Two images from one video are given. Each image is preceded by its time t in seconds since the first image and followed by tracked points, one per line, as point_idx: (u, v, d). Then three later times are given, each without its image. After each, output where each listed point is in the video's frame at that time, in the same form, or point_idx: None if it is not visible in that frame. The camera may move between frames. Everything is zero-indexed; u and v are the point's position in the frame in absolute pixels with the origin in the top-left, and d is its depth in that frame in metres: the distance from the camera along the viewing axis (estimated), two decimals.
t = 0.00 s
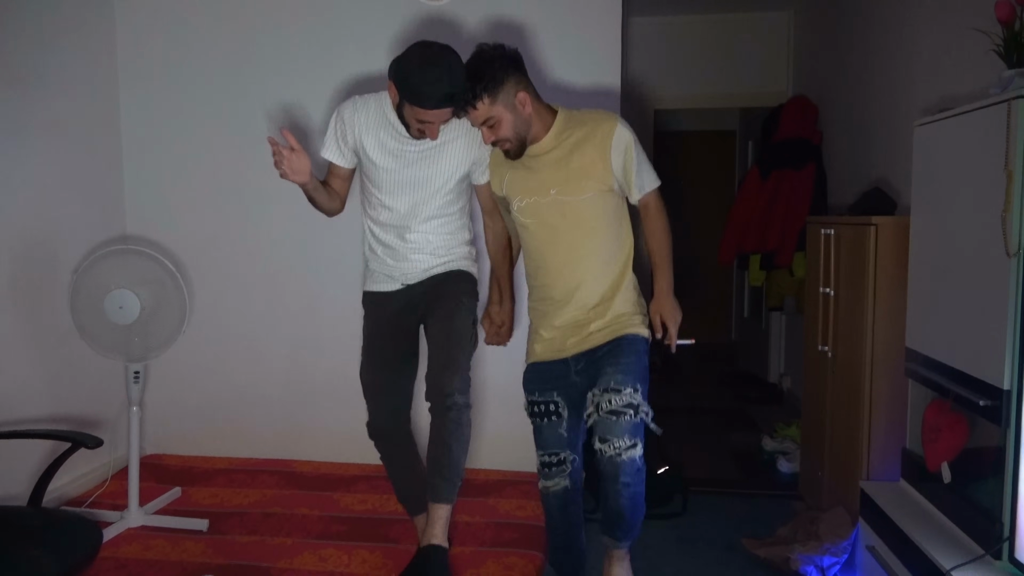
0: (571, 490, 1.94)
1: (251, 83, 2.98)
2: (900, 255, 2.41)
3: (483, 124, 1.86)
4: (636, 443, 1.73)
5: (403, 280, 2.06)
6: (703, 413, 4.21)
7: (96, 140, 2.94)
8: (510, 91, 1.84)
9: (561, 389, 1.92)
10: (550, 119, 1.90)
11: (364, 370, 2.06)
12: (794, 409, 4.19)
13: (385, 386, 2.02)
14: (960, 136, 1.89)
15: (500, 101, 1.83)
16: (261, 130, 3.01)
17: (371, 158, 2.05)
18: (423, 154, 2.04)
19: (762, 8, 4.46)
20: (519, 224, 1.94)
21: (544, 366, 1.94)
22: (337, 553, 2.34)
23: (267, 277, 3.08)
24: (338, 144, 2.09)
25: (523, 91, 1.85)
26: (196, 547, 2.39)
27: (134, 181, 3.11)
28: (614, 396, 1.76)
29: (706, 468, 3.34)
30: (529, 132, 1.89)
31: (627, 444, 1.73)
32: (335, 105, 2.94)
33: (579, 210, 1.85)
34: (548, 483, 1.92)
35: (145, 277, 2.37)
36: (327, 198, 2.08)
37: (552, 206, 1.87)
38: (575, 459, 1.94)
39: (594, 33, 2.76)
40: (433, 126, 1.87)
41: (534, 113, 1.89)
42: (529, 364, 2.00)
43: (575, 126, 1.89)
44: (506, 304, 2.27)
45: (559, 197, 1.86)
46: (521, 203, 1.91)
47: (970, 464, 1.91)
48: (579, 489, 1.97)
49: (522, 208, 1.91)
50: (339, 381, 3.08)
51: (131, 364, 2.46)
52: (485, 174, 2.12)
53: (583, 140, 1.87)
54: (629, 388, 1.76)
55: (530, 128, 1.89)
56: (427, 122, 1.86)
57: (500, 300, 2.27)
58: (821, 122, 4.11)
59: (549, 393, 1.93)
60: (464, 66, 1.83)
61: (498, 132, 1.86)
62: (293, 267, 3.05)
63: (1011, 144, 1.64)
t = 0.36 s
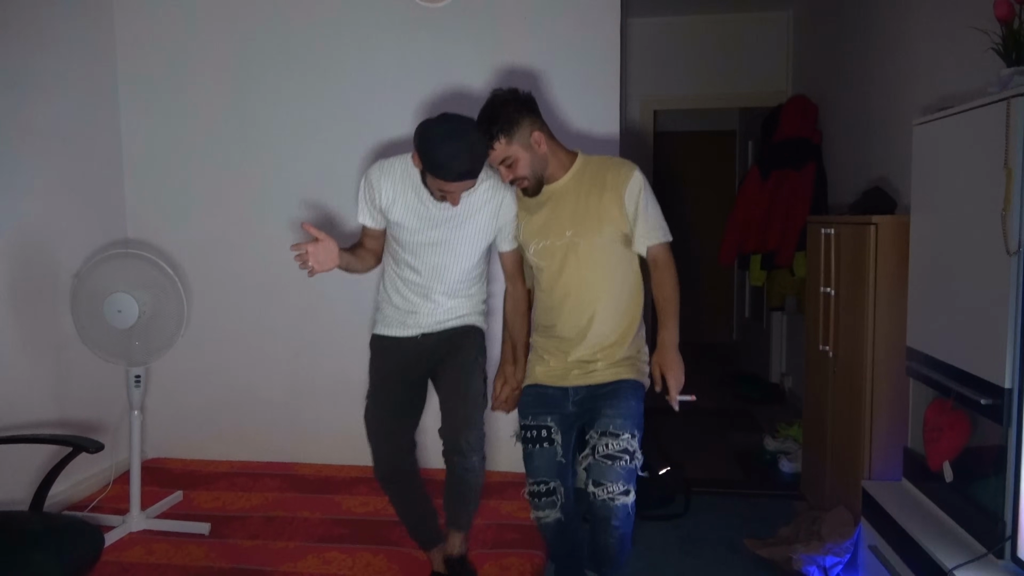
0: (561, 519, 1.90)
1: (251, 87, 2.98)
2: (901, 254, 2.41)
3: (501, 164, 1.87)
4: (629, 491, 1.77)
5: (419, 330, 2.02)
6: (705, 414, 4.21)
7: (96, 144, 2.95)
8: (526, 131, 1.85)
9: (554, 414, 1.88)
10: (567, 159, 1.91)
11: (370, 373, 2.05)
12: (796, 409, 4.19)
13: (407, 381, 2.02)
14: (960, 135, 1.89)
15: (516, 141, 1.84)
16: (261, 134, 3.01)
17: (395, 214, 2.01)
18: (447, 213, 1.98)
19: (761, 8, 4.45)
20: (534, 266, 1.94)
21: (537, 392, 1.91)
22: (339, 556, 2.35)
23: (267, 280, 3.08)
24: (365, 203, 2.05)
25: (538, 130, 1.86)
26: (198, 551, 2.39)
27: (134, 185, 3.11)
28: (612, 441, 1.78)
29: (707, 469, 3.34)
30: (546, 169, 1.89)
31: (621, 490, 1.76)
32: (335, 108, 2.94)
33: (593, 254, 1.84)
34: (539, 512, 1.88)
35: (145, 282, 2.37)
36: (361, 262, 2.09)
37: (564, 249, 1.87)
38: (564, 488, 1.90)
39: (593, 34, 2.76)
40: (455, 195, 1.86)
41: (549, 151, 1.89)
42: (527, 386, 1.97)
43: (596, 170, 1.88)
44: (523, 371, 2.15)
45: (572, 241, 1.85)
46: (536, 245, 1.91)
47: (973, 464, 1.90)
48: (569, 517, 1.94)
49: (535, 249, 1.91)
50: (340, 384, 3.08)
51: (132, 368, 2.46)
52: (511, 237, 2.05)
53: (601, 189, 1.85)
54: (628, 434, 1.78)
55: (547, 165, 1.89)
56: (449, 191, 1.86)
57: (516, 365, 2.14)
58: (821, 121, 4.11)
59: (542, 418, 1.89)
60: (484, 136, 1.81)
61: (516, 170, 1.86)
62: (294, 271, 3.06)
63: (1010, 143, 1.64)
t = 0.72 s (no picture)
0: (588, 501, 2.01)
1: (262, 90, 3.00)
2: (915, 251, 2.39)
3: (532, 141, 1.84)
4: (645, 495, 1.84)
5: (471, 328, 2.01)
6: (719, 414, 4.19)
7: (110, 149, 2.98)
8: (555, 108, 1.83)
9: (576, 406, 1.94)
10: (598, 135, 1.88)
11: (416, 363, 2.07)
12: (812, 409, 4.16)
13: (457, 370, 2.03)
14: (974, 131, 1.87)
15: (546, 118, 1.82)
16: (273, 137, 3.02)
17: (440, 208, 1.98)
18: (494, 204, 1.97)
19: (772, 6, 4.43)
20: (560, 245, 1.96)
21: (556, 384, 1.94)
22: (355, 558, 2.36)
23: (281, 283, 3.09)
24: (406, 194, 2.03)
25: (567, 106, 1.83)
26: (213, 553, 2.40)
27: (148, 190, 3.14)
28: (627, 447, 1.82)
29: (723, 469, 3.32)
30: (578, 146, 1.86)
31: (638, 496, 1.83)
32: (346, 111, 2.95)
33: (615, 234, 1.83)
34: (566, 495, 1.99)
35: (159, 286, 2.39)
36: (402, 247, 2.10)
37: (587, 228, 1.88)
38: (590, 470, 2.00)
39: (604, 34, 2.75)
40: (506, 175, 1.84)
41: (580, 127, 1.86)
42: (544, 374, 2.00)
43: (627, 148, 1.85)
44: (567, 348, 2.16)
45: (596, 220, 1.86)
46: (562, 222, 1.93)
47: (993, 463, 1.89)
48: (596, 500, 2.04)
49: (561, 226, 1.93)
50: (354, 386, 3.09)
51: (147, 371, 2.48)
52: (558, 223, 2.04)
53: (628, 170, 1.83)
54: (642, 441, 1.81)
55: (579, 142, 1.86)
56: (500, 172, 1.83)
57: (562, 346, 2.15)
58: (834, 119, 4.08)
59: (565, 410, 1.94)
60: (536, 116, 1.76)
61: (547, 148, 1.83)
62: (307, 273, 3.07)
63: None
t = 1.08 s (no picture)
0: (607, 508, 1.95)
1: (269, 93, 3.01)
2: (924, 251, 2.37)
3: (570, 133, 1.84)
4: (694, 484, 1.79)
5: (475, 308, 2.01)
6: (727, 415, 4.18)
7: (119, 152, 2.99)
8: (597, 99, 1.83)
9: (601, 409, 1.90)
10: (636, 132, 1.88)
11: (405, 348, 2.17)
12: (819, 410, 4.15)
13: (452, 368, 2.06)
14: (982, 130, 1.86)
15: (587, 108, 1.82)
16: (280, 139, 3.03)
17: (451, 183, 1.97)
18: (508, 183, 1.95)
19: (779, 5, 4.42)
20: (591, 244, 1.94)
21: (585, 386, 1.92)
22: (361, 558, 2.36)
23: (288, 284, 3.10)
24: (417, 168, 2.01)
25: (610, 98, 1.84)
26: (221, 553, 2.41)
27: (156, 191, 3.15)
28: (670, 437, 1.79)
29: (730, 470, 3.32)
30: (615, 141, 1.87)
31: (687, 487, 1.79)
32: (352, 113, 2.96)
33: (651, 232, 1.83)
34: (583, 499, 1.94)
35: (166, 288, 2.40)
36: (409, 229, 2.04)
37: (624, 227, 1.86)
38: (612, 476, 1.94)
39: (610, 34, 2.75)
40: (524, 172, 1.83)
41: (620, 123, 1.86)
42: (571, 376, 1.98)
43: (662, 146, 1.84)
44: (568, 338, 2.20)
45: (633, 219, 1.85)
46: (595, 221, 1.91)
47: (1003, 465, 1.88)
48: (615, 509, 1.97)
49: (593, 226, 1.92)
50: (360, 388, 3.10)
51: (155, 373, 2.49)
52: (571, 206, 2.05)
53: (665, 168, 1.82)
54: (684, 429, 1.79)
55: (617, 137, 1.86)
56: (518, 169, 1.83)
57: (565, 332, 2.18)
58: (841, 119, 4.07)
59: (589, 413, 1.91)
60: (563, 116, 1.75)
61: (584, 141, 1.84)
62: (314, 275, 3.08)
63: None
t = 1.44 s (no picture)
0: (594, 529, 1.77)
1: (256, 94, 3.01)
2: (906, 254, 2.40)
3: (593, 136, 1.79)
4: (701, 523, 1.73)
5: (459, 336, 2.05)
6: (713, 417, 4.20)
7: (104, 153, 2.97)
8: (629, 105, 1.77)
9: (611, 413, 1.78)
10: (661, 142, 1.84)
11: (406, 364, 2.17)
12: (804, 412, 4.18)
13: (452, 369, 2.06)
14: (964, 136, 1.89)
15: (618, 114, 1.75)
16: (267, 142, 3.02)
17: (431, 222, 1.98)
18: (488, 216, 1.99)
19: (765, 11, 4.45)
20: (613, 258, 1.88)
21: (607, 391, 1.82)
22: (347, 561, 2.35)
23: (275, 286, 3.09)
24: (392, 207, 2.00)
25: (639, 105, 1.78)
26: (206, 557, 2.40)
27: (141, 193, 3.13)
28: (681, 473, 1.72)
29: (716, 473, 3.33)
30: (638, 149, 1.82)
31: (693, 523, 1.72)
32: (339, 115, 2.96)
33: (678, 246, 1.77)
34: (572, 514, 1.76)
35: (151, 290, 2.39)
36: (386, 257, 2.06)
37: (648, 240, 1.80)
38: (603, 493, 1.77)
39: (597, 38, 2.76)
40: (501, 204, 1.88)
41: (646, 131, 1.81)
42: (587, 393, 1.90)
43: (692, 158, 1.79)
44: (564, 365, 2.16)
45: (657, 231, 1.79)
46: (617, 234, 1.85)
47: (983, 466, 1.90)
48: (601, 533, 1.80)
49: (615, 238, 1.86)
50: (347, 390, 3.09)
51: (140, 376, 2.47)
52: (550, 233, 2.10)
53: (693, 182, 1.77)
54: (699, 466, 1.71)
55: (641, 145, 1.82)
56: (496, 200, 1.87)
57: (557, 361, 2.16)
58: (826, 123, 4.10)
59: (596, 415, 1.78)
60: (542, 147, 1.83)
61: (608, 146, 1.79)
62: (300, 277, 3.07)
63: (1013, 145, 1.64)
